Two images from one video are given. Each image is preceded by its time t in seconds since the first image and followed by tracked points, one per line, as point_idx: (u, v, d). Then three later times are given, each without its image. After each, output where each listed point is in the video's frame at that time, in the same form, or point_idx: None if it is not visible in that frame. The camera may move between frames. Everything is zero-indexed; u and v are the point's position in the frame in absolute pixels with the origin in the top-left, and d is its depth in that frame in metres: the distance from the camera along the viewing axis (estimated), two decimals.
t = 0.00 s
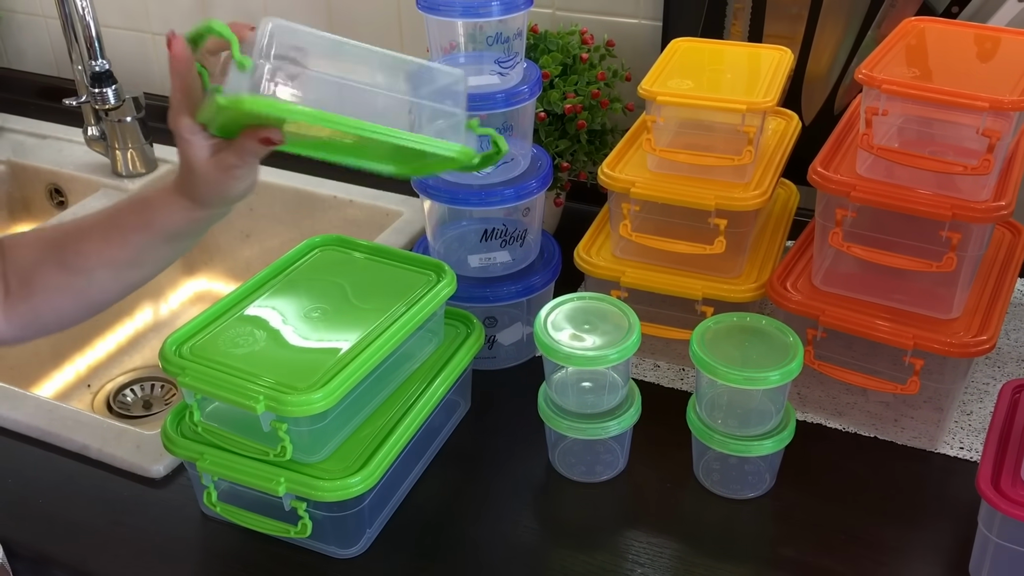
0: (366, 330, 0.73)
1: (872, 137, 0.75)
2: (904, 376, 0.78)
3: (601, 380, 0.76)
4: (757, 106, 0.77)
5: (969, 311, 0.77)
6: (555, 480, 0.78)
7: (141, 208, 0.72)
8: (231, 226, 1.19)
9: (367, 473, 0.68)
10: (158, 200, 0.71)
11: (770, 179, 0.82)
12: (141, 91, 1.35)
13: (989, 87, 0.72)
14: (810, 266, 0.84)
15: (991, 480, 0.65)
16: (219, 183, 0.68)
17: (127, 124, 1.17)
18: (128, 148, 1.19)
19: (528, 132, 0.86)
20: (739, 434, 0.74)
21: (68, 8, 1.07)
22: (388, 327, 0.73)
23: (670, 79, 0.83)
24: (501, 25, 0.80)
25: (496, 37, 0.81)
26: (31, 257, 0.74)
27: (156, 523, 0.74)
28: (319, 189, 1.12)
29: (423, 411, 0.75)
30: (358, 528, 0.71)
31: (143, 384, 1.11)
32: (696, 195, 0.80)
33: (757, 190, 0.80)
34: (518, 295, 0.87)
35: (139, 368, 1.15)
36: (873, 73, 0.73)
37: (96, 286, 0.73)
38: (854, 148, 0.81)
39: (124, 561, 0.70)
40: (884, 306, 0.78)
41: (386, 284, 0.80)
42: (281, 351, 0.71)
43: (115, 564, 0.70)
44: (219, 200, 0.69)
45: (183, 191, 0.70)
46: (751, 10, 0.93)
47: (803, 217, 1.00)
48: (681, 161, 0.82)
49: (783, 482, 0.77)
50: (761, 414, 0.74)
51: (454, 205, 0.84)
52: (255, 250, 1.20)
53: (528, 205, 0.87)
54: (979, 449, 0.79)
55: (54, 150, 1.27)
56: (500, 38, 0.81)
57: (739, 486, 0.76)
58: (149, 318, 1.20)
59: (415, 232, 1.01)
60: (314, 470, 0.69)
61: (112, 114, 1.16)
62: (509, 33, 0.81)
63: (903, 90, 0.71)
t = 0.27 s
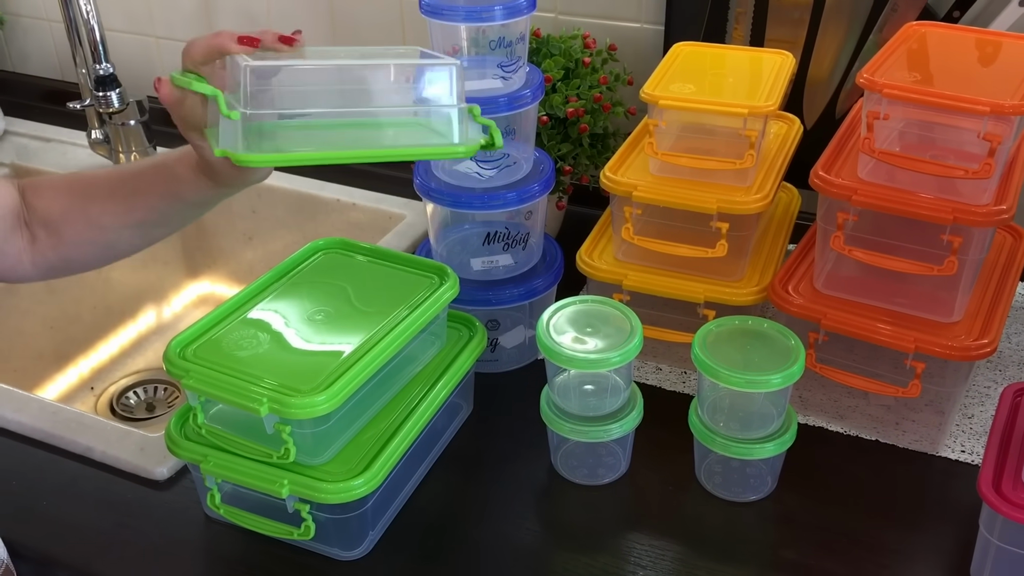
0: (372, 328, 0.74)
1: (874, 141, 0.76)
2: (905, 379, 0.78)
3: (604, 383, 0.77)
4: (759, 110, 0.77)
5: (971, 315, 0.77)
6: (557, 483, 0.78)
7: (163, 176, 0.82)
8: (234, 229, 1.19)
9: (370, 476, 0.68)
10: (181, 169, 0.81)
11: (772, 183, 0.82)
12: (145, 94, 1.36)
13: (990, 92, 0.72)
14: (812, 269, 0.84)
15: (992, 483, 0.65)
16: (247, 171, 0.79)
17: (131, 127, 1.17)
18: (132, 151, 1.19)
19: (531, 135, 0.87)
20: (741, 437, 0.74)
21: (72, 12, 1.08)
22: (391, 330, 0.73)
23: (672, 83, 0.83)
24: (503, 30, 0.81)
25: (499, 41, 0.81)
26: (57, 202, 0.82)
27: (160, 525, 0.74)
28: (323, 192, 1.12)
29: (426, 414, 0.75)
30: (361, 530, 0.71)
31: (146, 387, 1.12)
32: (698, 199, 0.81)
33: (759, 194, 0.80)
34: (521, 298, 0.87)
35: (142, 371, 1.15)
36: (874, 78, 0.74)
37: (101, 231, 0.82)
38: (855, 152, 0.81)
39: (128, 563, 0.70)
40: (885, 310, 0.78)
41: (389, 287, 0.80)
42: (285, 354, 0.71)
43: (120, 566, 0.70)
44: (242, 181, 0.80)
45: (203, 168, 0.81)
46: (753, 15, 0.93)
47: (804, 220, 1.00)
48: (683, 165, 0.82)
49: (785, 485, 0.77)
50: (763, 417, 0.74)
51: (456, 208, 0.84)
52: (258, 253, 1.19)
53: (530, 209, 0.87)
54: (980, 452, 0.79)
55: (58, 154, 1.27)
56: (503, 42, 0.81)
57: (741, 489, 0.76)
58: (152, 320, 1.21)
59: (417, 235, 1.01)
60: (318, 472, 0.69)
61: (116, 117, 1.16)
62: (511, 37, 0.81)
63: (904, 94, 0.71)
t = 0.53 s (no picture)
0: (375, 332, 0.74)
1: (876, 145, 0.76)
2: (907, 383, 0.79)
3: (607, 386, 0.77)
4: (762, 115, 0.77)
5: (972, 319, 0.78)
6: (561, 486, 0.78)
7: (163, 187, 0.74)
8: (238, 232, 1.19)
9: (374, 478, 0.69)
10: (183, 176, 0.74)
11: (775, 187, 0.83)
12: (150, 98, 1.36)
13: (992, 97, 0.72)
14: (814, 273, 0.85)
15: (994, 486, 0.65)
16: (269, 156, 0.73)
17: (136, 131, 1.18)
18: (137, 154, 1.20)
19: (534, 140, 0.87)
20: (743, 440, 0.74)
21: (78, 16, 1.08)
22: (395, 333, 0.74)
23: (675, 88, 0.84)
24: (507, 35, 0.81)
25: (503, 47, 0.82)
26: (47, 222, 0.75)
27: (165, 527, 0.74)
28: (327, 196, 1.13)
29: (429, 417, 0.75)
30: (366, 532, 0.72)
31: (150, 390, 1.12)
32: (701, 203, 0.81)
33: (761, 198, 0.80)
34: (524, 301, 0.88)
35: (146, 373, 1.15)
36: (876, 83, 0.74)
37: (102, 262, 0.74)
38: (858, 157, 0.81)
39: (133, 564, 0.71)
40: (887, 314, 0.79)
41: (393, 290, 0.81)
42: (288, 357, 0.72)
43: (125, 567, 0.70)
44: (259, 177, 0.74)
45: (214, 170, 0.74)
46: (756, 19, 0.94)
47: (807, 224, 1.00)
48: (685, 169, 0.82)
49: (788, 488, 0.78)
50: (765, 420, 0.75)
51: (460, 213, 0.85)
52: (262, 256, 1.20)
53: (534, 213, 0.88)
54: (982, 456, 0.79)
55: (63, 157, 1.28)
56: (506, 47, 0.82)
57: (744, 492, 0.77)
58: (157, 323, 1.21)
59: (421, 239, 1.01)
60: (322, 474, 0.69)
61: (122, 121, 1.17)
62: (515, 43, 0.82)
63: (906, 99, 0.72)
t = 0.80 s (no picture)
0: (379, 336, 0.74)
1: (879, 149, 0.76)
2: (911, 386, 0.79)
3: (611, 389, 0.77)
4: (765, 119, 0.78)
5: (976, 322, 0.78)
6: (565, 489, 0.79)
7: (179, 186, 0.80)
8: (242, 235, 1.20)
9: (379, 480, 0.69)
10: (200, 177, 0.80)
11: (778, 191, 0.83)
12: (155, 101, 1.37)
13: (995, 102, 0.72)
14: (818, 277, 0.85)
15: (998, 489, 0.65)
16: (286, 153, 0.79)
17: (141, 134, 1.18)
18: (142, 158, 1.20)
19: (539, 143, 0.88)
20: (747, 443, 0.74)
21: (84, 19, 1.09)
22: (400, 336, 0.74)
23: (679, 92, 0.84)
24: (512, 39, 0.81)
25: (508, 51, 0.82)
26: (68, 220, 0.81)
27: (170, 529, 0.75)
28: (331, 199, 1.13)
29: (434, 420, 0.75)
30: (370, 535, 0.72)
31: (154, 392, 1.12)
32: (705, 207, 0.81)
33: (765, 202, 0.81)
34: (528, 304, 0.88)
35: (150, 376, 1.16)
36: (880, 87, 0.74)
37: (112, 259, 0.79)
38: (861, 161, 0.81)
39: (138, 566, 0.71)
40: (891, 317, 0.79)
41: (398, 293, 0.81)
42: (293, 360, 0.72)
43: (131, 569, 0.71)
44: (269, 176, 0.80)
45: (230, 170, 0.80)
46: (760, 24, 0.94)
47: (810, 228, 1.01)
48: (689, 172, 0.83)
49: (791, 491, 0.78)
50: (769, 424, 0.75)
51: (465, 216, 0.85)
52: (266, 259, 1.20)
53: (538, 216, 0.88)
54: (985, 459, 0.79)
55: (68, 160, 1.28)
56: (511, 51, 0.82)
57: (747, 495, 0.77)
58: (161, 326, 1.21)
59: (425, 242, 1.02)
60: (327, 476, 0.69)
61: (126, 124, 1.17)
62: (520, 47, 0.82)
63: (910, 103, 0.72)
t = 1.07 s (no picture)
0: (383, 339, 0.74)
1: (884, 153, 0.76)
2: (915, 390, 0.79)
3: (615, 393, 0.77)
4: (769, 122, 0.78)
5: (980, 326, 0.78)
6: (569, 491, 0.79)
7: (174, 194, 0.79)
8: (246, 238, 1.20)
9: (383, 482, 0.69)
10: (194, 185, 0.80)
11: (782, 194, 0.83)
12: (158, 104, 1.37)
13: (1000, 105, 0.72)
14: (822, 280, 0.85)
15: (1003, 493, 0.65)
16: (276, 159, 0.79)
17: (145, 137, 1.18)
18: (146, 160, 1.20)
19: (543, 146, 0.88)
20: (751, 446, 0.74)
21: (88, 22, 1.09)
22: (404, 339, 0.74)
23: (683, 95, 0.84)
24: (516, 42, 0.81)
25: (512, 54, 0.82)
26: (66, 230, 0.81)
27: (175, 531, 0.75)
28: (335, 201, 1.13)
29: (437, 423, 0.75)
30: (374, 537, 0.72)
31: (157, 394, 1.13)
32: (709, 210, 0.81)
33: (769, 205, 0.81)
34: (532, 307, 0.88)
35: (154, 378, 1.16)
36: (884, 90, 0.74)
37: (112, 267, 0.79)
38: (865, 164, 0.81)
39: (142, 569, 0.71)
40: (895, 321, 0.79)
41: (402, 295, 0.81)
42: (298, 362, 0.72)
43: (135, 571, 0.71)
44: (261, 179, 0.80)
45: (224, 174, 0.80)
46: (763, 27, 0.94)
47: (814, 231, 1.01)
48: (693, 175, 0.83)
49: (795, 494, 0.78)
50: (773, 427, 0.75)
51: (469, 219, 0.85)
52: (269, 261, 1.20)
53: (542, 219, 0.88)
54: (989, 463, 0.79)
55: (72, 163, 1.29)
56: (515, 54, 0.82)
57: (751, 498, 0.77)
58: (165, 328, 1.22)
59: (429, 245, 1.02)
60: (332, 479, 0.69)
61: (131, 127, 1.17)
62: (524, 49, 0.82)
63: (914, 107, 0.72)
